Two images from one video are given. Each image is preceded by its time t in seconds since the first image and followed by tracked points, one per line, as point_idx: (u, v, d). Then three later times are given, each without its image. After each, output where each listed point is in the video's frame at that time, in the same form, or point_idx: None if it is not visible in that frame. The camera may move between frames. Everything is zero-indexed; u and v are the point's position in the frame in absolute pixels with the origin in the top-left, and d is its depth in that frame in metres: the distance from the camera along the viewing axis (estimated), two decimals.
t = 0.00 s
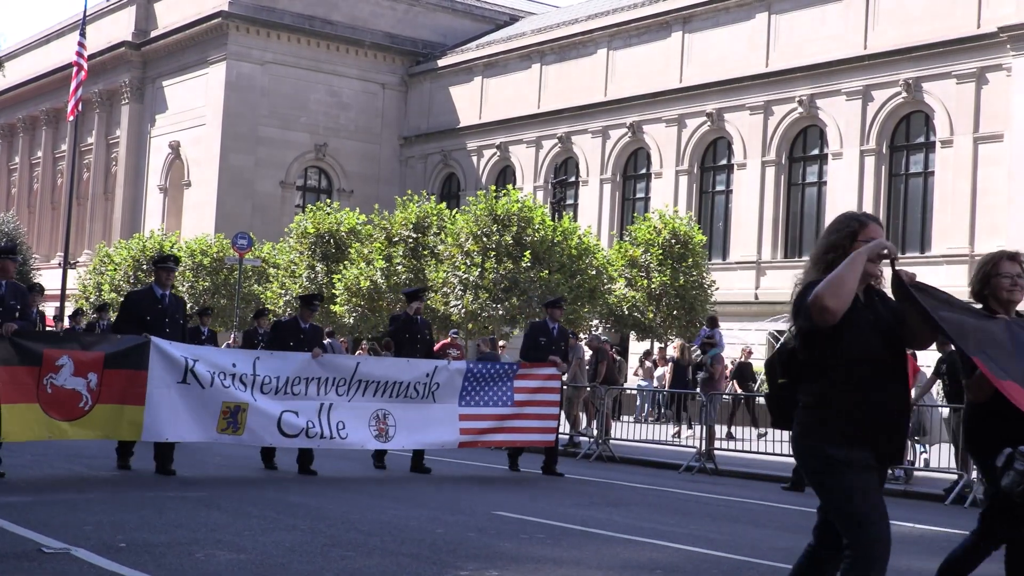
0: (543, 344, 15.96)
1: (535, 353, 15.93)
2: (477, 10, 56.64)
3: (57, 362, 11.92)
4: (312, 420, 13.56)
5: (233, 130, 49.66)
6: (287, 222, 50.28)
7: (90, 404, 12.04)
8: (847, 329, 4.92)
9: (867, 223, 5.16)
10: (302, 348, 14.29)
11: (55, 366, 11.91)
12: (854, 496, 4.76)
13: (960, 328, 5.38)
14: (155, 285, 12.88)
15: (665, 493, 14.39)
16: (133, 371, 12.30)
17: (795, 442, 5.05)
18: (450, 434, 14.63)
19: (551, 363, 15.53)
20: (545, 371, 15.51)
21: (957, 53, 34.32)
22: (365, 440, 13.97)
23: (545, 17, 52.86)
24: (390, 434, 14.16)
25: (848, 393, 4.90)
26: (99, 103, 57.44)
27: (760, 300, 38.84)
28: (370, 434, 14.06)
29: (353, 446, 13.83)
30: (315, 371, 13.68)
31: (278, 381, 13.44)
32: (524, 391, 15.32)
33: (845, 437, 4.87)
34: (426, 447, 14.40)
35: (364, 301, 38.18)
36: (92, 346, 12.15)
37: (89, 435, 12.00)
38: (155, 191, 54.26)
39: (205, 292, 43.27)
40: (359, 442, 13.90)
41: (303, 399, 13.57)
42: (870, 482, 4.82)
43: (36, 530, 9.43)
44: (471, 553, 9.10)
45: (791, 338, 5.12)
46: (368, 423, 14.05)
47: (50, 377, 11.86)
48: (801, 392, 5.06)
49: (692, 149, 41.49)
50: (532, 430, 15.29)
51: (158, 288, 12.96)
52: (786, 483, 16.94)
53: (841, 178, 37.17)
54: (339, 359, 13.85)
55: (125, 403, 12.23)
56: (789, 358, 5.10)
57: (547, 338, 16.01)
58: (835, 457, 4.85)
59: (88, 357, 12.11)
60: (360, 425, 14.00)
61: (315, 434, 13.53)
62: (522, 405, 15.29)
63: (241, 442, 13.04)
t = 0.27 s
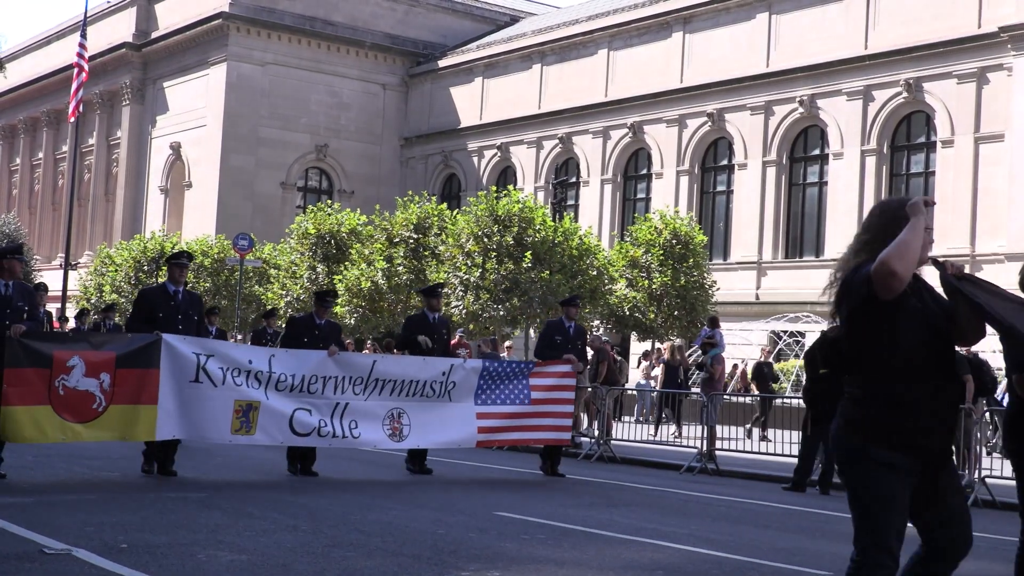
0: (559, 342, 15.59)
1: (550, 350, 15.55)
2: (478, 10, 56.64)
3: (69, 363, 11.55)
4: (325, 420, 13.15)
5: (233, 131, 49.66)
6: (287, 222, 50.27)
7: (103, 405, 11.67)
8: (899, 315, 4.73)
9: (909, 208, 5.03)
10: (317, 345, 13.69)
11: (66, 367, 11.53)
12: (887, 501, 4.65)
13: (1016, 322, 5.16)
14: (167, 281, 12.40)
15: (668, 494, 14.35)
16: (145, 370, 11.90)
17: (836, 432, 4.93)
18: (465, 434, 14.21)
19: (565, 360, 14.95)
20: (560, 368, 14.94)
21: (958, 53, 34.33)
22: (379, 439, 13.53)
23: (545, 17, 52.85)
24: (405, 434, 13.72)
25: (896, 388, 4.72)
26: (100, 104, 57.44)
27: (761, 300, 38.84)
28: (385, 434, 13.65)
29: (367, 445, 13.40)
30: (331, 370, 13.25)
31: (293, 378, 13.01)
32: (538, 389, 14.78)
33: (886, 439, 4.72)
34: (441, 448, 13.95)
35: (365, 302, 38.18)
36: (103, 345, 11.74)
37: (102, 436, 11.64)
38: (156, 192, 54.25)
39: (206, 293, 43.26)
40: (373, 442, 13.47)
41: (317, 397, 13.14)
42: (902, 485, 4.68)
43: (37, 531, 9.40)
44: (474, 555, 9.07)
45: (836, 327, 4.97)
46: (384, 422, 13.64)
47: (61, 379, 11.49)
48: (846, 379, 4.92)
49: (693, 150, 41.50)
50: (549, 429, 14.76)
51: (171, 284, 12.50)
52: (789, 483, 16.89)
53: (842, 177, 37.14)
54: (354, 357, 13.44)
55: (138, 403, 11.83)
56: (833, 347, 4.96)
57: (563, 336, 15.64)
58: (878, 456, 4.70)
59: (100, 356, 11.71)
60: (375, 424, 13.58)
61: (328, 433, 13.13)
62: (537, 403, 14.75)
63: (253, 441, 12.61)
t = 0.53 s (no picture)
0: (572, 346, 15.35)
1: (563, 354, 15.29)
2: (480, 11, 56.66)
3: (76, 366, 11.45)
4: (338, 423, 13.19)
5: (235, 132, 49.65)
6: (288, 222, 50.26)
7: (110, 409, 11.58)
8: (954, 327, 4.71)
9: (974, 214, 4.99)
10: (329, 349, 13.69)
11: (73, 369, 11.43)
12: (935, 513, 4.64)
13: None
14: (175, 284, 12.38)
15: (669, 495, 14.34)
16: (154, 373, 11.85)
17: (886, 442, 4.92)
18: (479, 438, 14.26)
19: (581, 366, 15.04)
20: (575, 373, 15.01)
21: (961, 54, 34.32)
22: (392, 444, 13.59)
23: (547, 18, 52.86)
24: (418, 438, 13.78)
25: (954, 409, 4.68)
26: (102, 104, 57.45)
27: (763, 301, 38.84)
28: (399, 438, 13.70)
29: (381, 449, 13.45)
30: (344, 373, 13.28)
31: (306, 381, 13.01)
32: (554, 395, 14.83)
33: (937, 451, 4.69)
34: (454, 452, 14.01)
35: (366, 302, 38.30)
36: (111, 348, 11.67)
37: (109, 440, 11.55)
38: (157, 192, 54.25)
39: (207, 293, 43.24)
40: (386, 446, 13.52)
41: (330, 400, 13.17)
42: (950, 509, 4.66)
43: (38, 531, 9.39)
44: (474, 555, 9.07)
45: (892, 335, 4.95)
46: (397, 426, 13.68)
47: (68, 382, 11.38)
48: (903, 389, 4.85)
49: (694, 151, 41.49)
50: (563, 435, 14.82)
51: (180, 287, 12.49)
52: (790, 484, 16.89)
53: (843, 178, 37.15)
54: (368, 359, 13.44)
55: (147, 407, 11.77)
56: (886, 355, 4.92)
57: (576, 339, 15.36)
58: (926, 469, 4.69)
59: (107, 359, 11.63)
60: (388, 428, 13.61)
61: (340, 437, 13.17)
62: (553, 408, 14.81)
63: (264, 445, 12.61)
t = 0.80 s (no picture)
0: (588, 344, 15.52)
1: (578, 354, 15.51)
2: (480, 12, 56.68)
3: (85, 365, 11.41)
4: (354, 424, 13.31)
5: (236, 132, 49.64)
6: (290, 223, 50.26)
7: (119, 408, 11.56)
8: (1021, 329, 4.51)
9: None
10: (343, 348, 13.74)
11: (81, 369, 11.40)
12: None
13: None
14: (186, 280, 12.47)
15: (670, 495, 14.35)
16: (166, 372, 11.84)
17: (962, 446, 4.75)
18: (492, 439, 14.45)
19: (596, 366, 15.28)
20: (589, 374, 15.28)
21: (963, 54, 34.30)
22: (406, 444, 13.72)
23: (548, 19, 52.86)
24: (434, 439, 13.94)
25: None
26: (103, 104, 57.46)
27: (764, 301, 38.85)
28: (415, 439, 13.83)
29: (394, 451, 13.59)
30: (360, 372, 13.41)
31: (321, 382, 13.10)
32: (569, 395, 15.11)
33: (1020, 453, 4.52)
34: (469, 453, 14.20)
35: (368, 303, 38.37)
36: (121, 347, 11.66)
37: (117, 441, 11.54)
38: (158, 193, 54.26)
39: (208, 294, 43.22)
40: (400, 447, 13.65)
41: (345, 401, 13.27)
42: None
43: (39, 532, 9.39)
44: (475, 555, 9.07)
45: (959, 336, 4.75)
46: (413, 427, 13.82)
47: (76, 381, 11.34)
48: (971, 390, 4.69)
49: (695, 151, 41.48)
50: (578, 436, 15.06)
51: (191, 284, 12.59)
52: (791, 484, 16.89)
53: (845, 179, 37.15)
54: (384, 358, 13.56)
55: (155, 407, 11.76)
56: (956, 357, 4.74)
57: (592, 338, 15.53)
58: (1010, 472, 4.52)
59: (116, 358, 11.61)
60: (404, 429, 13.74)
61: (355, 438, 13.30)
62: (567, 409, 15.06)
63: (276, 447, 12.68)
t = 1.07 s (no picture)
0: (607, 347, 15.26)
1: (597, 355, 15.27)
2: (482, 12, 56.66)
3: (97, 371, 11.64)
4: (369, 429, 13.34)
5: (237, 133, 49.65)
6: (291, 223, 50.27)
7: (132, 414, 11.76)
8: None
9: None
10: (359, 354, 13.53)
11: (93, 374, 11.62)
12: None
13: None
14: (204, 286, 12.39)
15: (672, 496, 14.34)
16: (179, 375, 12.02)
17: None
18: (512, 445, 14.41)
19: (614, 369, 15.19)
20: (606, 377, 15.18)
21: (964, 54, 34.31)
22: (423, 450, 13.74)
23: (550, 19, 52.85)
24: (449, 445, 13.98)
25: None
26: (105, 105, 57.45)
27: (766, 302, 38.85)
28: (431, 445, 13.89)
29: (412, 456, 13.59)
30: (375, 378, 13.44)
31: (336, 388, 13.17)
32: (586, 399, 15.02)
33: None
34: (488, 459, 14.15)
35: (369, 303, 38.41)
36: (134, 352, 11.85)
37: (130, 446, 11.75)
38: (160, 194, 54.26)
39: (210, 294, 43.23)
40: (418, 453, 13.67)
41: (361, 406, 13.32)
42: None
43: (41, 532, 9.40)
44: (476, 556, 9.06)
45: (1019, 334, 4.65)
46: (429, 433, 13.88)
47: (88, 387, 11.57)
48: None
49: (697, 151, 41.48)
50: (596, 440, 14.99)
51: (207, 288, 12.50)
52: (792, 485, 16.88)
53: (847, 179, 37.13)
54: (399, 364, 13.62)
55: (168, 412, 11.94)
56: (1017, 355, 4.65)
57: (611, 340, 15.24)
58: None
59: (129, 364, 11.82)
60: (420, 435, 13.79)
61: (372, 444, 13.30)
62: (584, 413, 14.99)
63: (292, 452, 12.77)
